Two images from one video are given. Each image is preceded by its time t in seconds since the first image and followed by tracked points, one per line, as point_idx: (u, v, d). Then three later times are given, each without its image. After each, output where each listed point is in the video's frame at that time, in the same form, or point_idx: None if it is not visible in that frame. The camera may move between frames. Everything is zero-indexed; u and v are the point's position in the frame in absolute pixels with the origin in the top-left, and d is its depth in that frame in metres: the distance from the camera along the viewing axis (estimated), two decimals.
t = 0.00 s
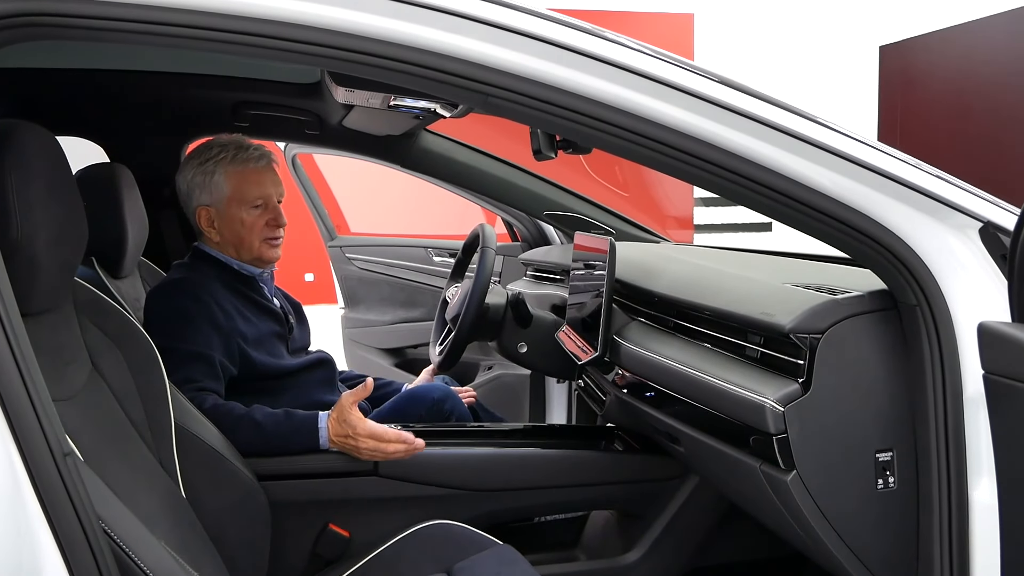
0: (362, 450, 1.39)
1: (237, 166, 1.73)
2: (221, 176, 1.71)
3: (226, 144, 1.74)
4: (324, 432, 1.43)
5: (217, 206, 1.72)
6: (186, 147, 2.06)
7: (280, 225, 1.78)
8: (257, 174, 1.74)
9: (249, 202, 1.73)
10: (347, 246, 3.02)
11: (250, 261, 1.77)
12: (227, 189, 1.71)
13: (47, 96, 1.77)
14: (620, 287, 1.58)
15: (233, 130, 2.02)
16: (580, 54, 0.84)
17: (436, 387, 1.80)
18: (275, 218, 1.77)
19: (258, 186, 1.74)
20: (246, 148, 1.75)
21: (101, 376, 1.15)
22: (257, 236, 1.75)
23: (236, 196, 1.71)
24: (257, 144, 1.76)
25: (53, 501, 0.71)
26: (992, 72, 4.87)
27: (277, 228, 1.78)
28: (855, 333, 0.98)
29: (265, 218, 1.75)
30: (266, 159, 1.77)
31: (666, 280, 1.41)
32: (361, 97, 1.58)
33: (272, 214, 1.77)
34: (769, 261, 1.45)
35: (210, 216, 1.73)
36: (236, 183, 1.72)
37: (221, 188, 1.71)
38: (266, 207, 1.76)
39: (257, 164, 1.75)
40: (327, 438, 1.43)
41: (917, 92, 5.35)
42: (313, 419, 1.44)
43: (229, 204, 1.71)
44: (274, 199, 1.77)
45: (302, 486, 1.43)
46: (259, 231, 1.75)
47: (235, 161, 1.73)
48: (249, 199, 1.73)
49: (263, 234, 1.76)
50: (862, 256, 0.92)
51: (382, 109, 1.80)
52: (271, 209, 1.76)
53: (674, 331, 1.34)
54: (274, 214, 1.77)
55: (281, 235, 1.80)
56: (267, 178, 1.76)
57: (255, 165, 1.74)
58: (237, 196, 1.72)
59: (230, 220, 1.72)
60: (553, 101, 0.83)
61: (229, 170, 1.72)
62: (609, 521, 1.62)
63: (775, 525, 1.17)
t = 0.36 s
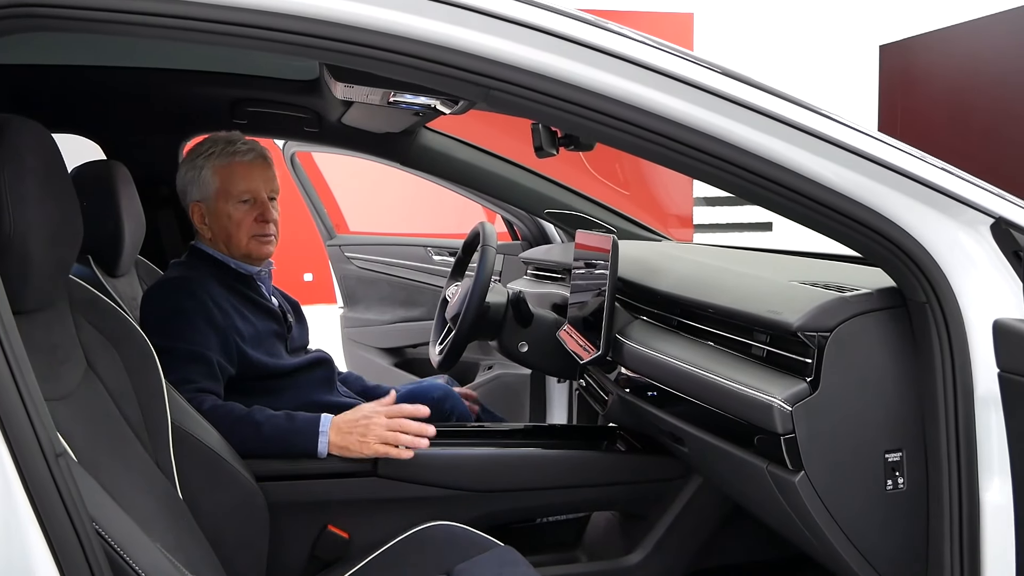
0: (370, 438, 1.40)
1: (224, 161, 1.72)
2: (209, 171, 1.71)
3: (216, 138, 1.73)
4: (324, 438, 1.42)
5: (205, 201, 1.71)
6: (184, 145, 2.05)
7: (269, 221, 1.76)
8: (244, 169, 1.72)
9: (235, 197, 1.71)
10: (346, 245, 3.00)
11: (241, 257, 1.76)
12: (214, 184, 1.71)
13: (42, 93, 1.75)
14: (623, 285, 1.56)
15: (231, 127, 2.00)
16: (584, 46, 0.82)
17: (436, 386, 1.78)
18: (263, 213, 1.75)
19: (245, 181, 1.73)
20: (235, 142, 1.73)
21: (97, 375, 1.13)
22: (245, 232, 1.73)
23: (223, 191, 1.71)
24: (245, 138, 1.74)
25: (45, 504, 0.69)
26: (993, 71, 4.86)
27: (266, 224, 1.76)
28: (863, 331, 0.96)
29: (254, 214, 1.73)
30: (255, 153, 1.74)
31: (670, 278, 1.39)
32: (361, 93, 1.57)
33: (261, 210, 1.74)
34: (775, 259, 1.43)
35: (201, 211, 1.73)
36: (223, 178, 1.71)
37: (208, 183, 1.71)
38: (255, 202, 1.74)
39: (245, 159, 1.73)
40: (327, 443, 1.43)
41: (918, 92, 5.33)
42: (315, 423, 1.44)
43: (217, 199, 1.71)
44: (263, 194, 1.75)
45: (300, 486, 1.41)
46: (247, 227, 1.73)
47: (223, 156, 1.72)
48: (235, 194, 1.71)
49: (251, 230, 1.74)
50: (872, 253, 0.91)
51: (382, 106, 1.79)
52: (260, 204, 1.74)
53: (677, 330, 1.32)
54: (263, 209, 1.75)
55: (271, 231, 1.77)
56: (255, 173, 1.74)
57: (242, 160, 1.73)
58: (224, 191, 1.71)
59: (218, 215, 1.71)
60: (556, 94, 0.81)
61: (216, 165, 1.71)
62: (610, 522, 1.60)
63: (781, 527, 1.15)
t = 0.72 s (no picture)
0: (379, 444, 1.39)
1: (230, 162, 1.69)
2: (214, 172, 1.69)
3: (222, 138, 1.71)
4: (329, 438, 1.40)
5: (210, 202, 1.69)
6: (183, 143, 2.03)
7: (274, 224, 1.73)
8: (250, 170, 1.70)
9: (240, 199, 1.69)
10: (347, 244, 2.98)
11: (244, 260, 1.74)
12: (219, 185, 1.68)
13: (41, 90, 1.73)
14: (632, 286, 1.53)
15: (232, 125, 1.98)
16: (596, 39, 0.80)
17: (440, 387, 1.76)
18: (269, 216, 1.72)
19: (251, 183, 1.70)
20: (241, 142, 1.70)
21: (96, 377, 1.11)
22: (249, 235, 1.71)
23: (228, 193, 1.69)
24: (251, 138, 1.72)
25: (43, 511, 0.66)
26: (994, 69, 4.84)
27: (271, 227, 1.73)
28: (881, 332, 0.94)
29: (259, 216, 1.71)
30: (262, 154, 1.72)
31: (679, 278, 1.37)
32: (365, 89, 1.54)
33: (266, 212, 1.72)
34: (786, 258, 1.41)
35: (206, 212, 1.71)
36: (228, 179, 1.69)
37: (213, 184, 1.69)
38: (259, 205, 1.71)
39: (251, 160, 1.70)
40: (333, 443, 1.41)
41: (920, 91, 5.32)
42: (319, 424, 1.42)
43: (221, 200, 1.69)
44: (269, 197, 1.73)
45: (303, 490, 1.39)
46: (251, 230, 1.71)
47: (228, 156, 1.69)
48: (241, 196, 1.69)
49: (255, 233, 1.71)
50: (893, 254, 0.88)
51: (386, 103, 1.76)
52: (265, 207, 1.72)
53: (687, 331, 1.30)
54: (268, 212, 1.72)
55: (276, 234, 1.75)
56: (261, 174, 1.71)
57: (248, 161, 1.70)
58: (229, 193, 1.69)
59: (223, 217, 1.69)
60: (568, 89, 0.79)
61: (221, 166, 1.69)
62: (617, 526, 1.58)
63: (795, 532, 1.13)
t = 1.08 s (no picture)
0: (393, 449, 1.35)
1: (240, 158, 1.64)
2: (223, 167, 1.64)
3: (233, 132, 1.66)
4: (340, 442, 1.36)
5: (218, 198, 1.65)
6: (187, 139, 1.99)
7: (283, 223, 1.69)
8: (260, 167, 1.65)
9: (249, 196, 1.65)
10: (352, 243, 2.93)
11: (251, 259, 1.69)
12: (228, 181, 1.64)
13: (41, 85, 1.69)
14: (651, 285, 1.47)
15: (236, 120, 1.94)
16: (622, 20, 0.76)
17: (452, 389, 1.72)
18: (278, 215, 1.68)
19: (261, 179, 1.65)
20: (251, 138, 1.66)
21: (97, 379, 1.06)
22: (257, 233, 1.66)
23: (237, 189, 1.64)
24: (263, 134, 1.67)
25: (42, 525, 0.62)
26: (997, 67, 4.81)
27: (279, 225, 1.69)
28: (926, 333, 0.89)
29: (267, 214, 1.67)
30: (272, 151, 1.67)
31: (701, 277, 1.32)
32: (375, 82, 1.50)
33: (275, 210, 1.67)
34: (813, 257, 1.36)
35: (213, 208, 1.66)
36: (238, 175, 1.64)
37: (222, 180, 1.64)
38: (269, 202, 1.67)
39: (262, 156, 1.66)
40: (343, 448, 1.36)
41: (924, 90, 5.31)
42: (329, 427, 1.37)
43: (229, 196, 1.64)
44: (279, 194, 1.68)
45: (312, 496, 1.34)
46: (260, 228, 1.66)
47: (239, 152, 1.64)
48: (250, 192, 1.64)
49: (264, 231, 1.67)
50: (942, 254, 0.84)
51: (396, 97, 1.72)
52: (275, 205, 1.67)
53: (710, 331, 1.25)
54: (277, 210, 1.68)
55: (284, 233, 1.70)
56: (272, 171, 1.67)
57: (259, 157, 1.65)
58: (238, 189, 1.64)
59: (231, 214, 1.65)
60: (596, 76, 0.74)
61: (231, 161, 1.64)
62: (635, 532, 1.53)
63: (827, 541, 1.08)
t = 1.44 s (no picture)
0: (394, 461, 1.29)
1: (234, 155, 1.59)
2: (217, 165, 1.59)
3: (226, 129, 1.61)
4: (340, 451, 1.31)
5: (212, 198, 1.59)
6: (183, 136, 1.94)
7: (280, 222, 1.64)
8: (255, 164, 1.60)
9: (245, 194, 1.60)
10: (352, 243, 2.88)
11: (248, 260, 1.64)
12: (222, 180, 1.59)
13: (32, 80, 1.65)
14: (665, 289, 1.41)
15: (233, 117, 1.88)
16: (644, 8, 0.71)
17: (456, 395, 1.66)
18: (274, 213, 1.63)
19: (256, 177, 1.60)
20: (245, 134, 1.61)
21: (85, 388, 1.01)
22: (254, 233, 1.61)
23: (233, 188, 1.59)
24: (256, 130, 1.62)
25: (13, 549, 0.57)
26: (1003, 65, 4.75)
27: (276, 224, 1.64)
28: (963, 339, 0.83)
29: (264, 213, 1.62)
30: (267, 147, 1.62)
31: (717, 279, 1.27)
32: (377, 77, 1.45)
33: (272, 209, 1.63)
34: (831, 259, 1.31)
35: (207, 208, 1.61)
36: (232, 173, 1.59)
37: (217, 179, 1.59)
38: (265, 201, 1.62)
39: (257, 153, 1.60)
40: (343, 456, 1.31)
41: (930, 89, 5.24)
42: (329, 435, 1.32)
43: (225, 195, 1.59)
44: (275, 192, 1.63)
45: (311, 507, 1.29)
46: (256, 228, 1.61)
47: (233, 149, 1.59)
48: (245, 191, 1.60)
49: (260, 231, 1.62)
50: (991, 266, 0.77)
51: (398, 93, 1.67)
52: (271, 203, 1.63)
53: (727, 337, 1.20)
54: (274, 208, 1.63)
55: (281, 233, 1.65)
56: (267, 168, 1.62)
57: (254, 155, 1.60)
58: (233, 188, 1.59)
59: (226, 214, 1.59)
60: (614, 66, 0.69)
61: (225, 159, 1.59)
62: (645, 542, 1.48)
63: (852, 558, 1.03)
